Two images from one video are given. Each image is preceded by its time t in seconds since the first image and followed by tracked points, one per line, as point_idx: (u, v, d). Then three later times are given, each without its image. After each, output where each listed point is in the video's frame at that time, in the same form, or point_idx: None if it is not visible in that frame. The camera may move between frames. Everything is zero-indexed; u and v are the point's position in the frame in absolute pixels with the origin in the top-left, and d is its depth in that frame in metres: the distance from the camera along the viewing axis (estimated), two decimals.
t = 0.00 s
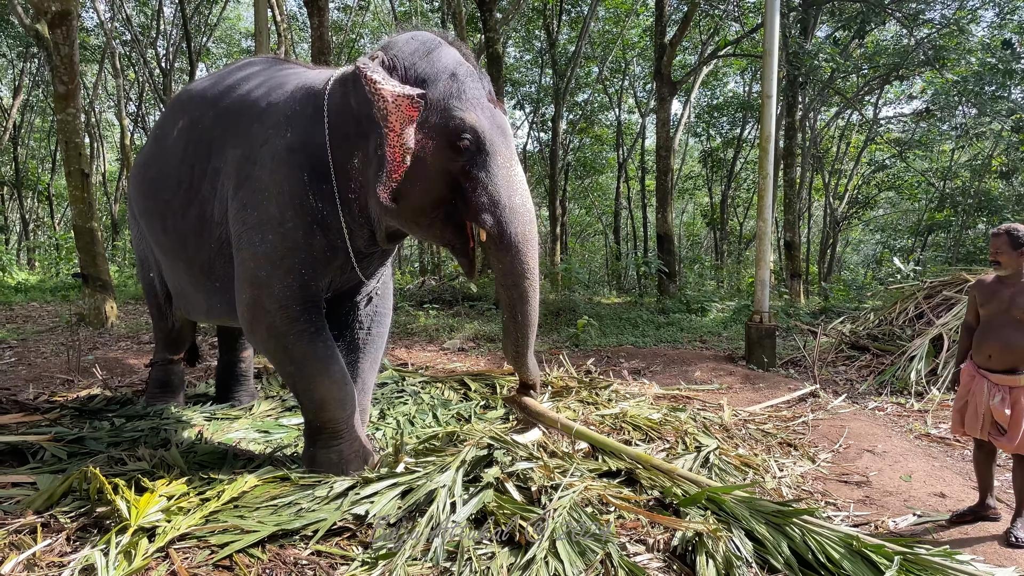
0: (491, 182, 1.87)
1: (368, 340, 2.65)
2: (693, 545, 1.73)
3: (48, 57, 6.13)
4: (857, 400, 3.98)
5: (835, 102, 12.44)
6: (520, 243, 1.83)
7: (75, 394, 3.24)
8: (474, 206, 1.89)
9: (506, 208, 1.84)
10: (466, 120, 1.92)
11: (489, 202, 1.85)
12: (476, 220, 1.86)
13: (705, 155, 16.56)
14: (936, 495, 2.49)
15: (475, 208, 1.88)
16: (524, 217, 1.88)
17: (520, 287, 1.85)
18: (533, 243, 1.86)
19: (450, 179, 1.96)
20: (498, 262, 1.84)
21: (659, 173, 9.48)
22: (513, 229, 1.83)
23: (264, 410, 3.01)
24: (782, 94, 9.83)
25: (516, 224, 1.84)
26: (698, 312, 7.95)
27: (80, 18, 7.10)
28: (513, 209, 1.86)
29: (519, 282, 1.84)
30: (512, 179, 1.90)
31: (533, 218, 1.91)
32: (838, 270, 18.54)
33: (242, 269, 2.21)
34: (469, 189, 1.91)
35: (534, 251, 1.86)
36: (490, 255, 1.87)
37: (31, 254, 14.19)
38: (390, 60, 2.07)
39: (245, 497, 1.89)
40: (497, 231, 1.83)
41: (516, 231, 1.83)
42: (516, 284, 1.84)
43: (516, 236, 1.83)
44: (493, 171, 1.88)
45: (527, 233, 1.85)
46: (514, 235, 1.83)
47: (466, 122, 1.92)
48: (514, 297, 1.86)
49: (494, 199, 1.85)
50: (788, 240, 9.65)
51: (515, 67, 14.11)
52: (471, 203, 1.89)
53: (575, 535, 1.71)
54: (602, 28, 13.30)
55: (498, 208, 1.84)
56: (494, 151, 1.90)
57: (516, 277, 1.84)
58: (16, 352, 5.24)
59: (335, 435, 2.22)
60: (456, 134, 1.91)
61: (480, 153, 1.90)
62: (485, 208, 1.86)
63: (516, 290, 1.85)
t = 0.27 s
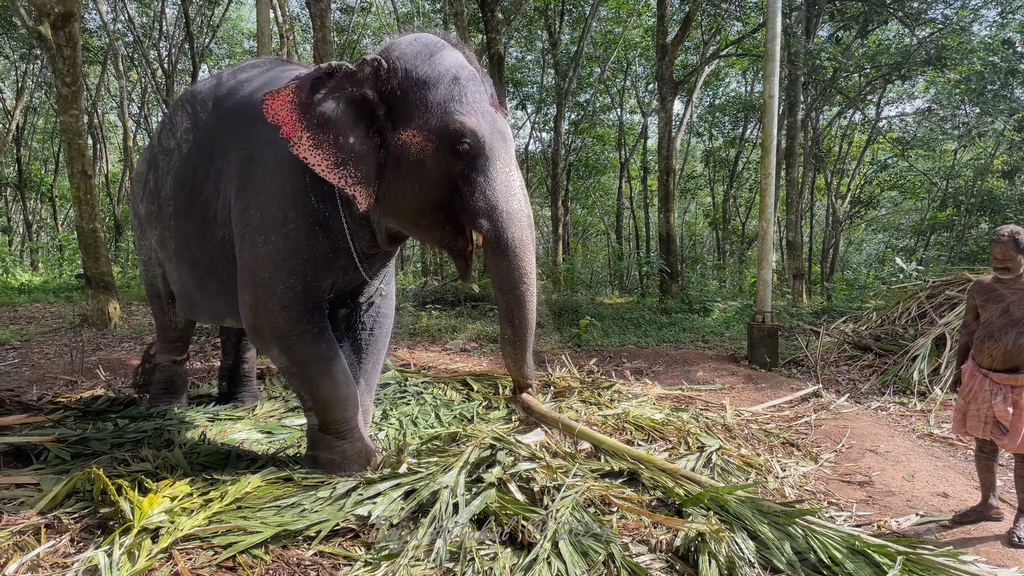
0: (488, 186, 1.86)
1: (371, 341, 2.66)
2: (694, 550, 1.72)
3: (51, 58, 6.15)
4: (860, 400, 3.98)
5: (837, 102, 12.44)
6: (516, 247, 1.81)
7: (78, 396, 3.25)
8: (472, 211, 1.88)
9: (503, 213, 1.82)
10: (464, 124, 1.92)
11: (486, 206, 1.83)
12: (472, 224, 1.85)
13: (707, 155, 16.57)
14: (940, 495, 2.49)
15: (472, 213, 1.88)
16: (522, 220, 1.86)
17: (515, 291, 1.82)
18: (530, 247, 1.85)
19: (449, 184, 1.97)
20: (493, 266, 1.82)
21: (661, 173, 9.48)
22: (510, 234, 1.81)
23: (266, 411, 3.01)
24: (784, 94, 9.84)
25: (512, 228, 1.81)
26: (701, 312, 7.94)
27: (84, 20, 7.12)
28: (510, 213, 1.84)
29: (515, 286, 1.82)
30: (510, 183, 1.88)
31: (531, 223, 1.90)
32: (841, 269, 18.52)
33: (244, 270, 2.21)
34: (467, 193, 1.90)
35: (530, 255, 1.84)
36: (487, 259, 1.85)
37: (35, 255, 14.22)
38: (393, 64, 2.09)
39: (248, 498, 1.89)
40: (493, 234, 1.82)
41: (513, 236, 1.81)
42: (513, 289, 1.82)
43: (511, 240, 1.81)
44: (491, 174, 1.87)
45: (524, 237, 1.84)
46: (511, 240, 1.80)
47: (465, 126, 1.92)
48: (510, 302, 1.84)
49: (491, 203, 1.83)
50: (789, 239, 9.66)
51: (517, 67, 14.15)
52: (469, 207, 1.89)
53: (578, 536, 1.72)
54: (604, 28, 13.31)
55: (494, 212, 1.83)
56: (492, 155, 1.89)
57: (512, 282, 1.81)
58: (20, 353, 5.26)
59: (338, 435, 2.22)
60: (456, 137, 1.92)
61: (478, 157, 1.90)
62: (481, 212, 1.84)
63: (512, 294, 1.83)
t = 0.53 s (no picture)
0: (477, 192, 1.94)
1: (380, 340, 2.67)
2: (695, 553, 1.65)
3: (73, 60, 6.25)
4: (877, 407, 3.94)
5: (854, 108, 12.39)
6: (505, 253, 1.95)
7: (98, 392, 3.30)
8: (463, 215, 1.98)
9: (492, 218, 1.93)
10: (452, 129, 1.94)
11: (477, 212, 1.93)
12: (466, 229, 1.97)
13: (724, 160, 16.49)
14: (958, 505, 2.42)
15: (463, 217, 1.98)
16: (511, 227, 1.97)
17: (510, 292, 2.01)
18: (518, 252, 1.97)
19: (441, 187, 2.03)
20: (487, 269, 1.99)
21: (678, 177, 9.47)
22: (500, 241, 1.95)
23: (279, 410, 3.04)
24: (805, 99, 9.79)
25: (503, 235, 1.95)
26: (716, 318, 7.90)
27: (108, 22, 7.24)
28: (498, 219, 1.93)
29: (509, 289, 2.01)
30: (501, 189, 1.95)
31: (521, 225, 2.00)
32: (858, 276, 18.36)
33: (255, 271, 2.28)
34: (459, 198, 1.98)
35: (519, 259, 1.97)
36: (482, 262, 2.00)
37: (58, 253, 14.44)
38: (388, 64, 2.11)
39: (255, 498, 1.89)
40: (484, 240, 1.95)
41: (503, 243, 1.94)
42: (506, 290, 2.01)
43: (500, 246, 1.94)
44: (478, 181, 1.93)
45: (512, 242, 1.96)
46: (501, 246, 1.95)
47: (452, 131, 1.94)
48: (507, 301, 2.03)
49: (480, 208, 1.92)
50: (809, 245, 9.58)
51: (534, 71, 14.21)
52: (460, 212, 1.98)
53: (580, 537, 1.72)
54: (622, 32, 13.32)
55: (483, 219, 1.93)
56: (479, 161, 1.93)
57: (506, 284, 2.00)
58: (39, 350, 5.34)
59: (343, 435, 2.21)
60: (446, 142, 1.95)
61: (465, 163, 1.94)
62: (473, 218, 1.94)
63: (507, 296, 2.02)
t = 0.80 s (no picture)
0: (469, 190, 1.74)
1: (388, 342, 2.66)
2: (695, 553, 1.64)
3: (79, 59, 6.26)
4: (880, 408, 3.93)
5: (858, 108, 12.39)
6: (501, 253, 1.66)
7: (101, 391, 3.30)
8: (456, 215, 1.78)
9: (487, 218, 1.70)
10: (444, 126, 1.80)
11: (468, 212, 1.73)
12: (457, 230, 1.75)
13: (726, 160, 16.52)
14: (960, 505, 2.41)
15: (455, 217, 1.78)
16: (508, 225, 1.71)
17: (504, 299, 1.64)
18: (516, 253, 1.68)
19: (434, 187, 1.87)
20: (479, 276, 1.70)
21: (682, 178, 9.48)
22: (493, 243, 1.67)
23: (282, 410, 3.04)
24: (806, 100, 9.83)
25: (497, 236, 1.68)
26: (719, 318, 7.90)
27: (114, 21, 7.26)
28: (492, 218, 1.70)
29: (503, 295, 1.64)
30: (497, 187, 1.74)
31: (520, 229, 1.74)
32: (861, 277, 18.32)
33: (262, 271, 2.28)
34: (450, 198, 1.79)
35: (517, 261, 1.67)
36: (474, 265, 1.74)
37: (60, 252, 14.44)
38: (384, 63, 2.04)
39: (263, 496, 1.90)
40: (476, 240, 1.71)
41: (497, 244, 1.67)
42: (499, 297, 1.65)
43: (493, 244, 1.66)
44: (472, 179, 1.74)
45: (509, 241, 1.68)
46: (494, 249, 1.67)
47: (445, 128, 1.80)
48: (499, 314, 1.67)
49: (472, 207, 1.72)
50: (811, 245, 9.60)
51: (536, 71, 14.26)
52: (451, 212, 1.79)
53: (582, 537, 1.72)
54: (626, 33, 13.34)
55: (475, 217, 1.71)
56: (473, 159, 1.75)
57: (498, 290, 1.65)
58: (43, 349, 5.35)
59: (345, 435, 2.22)
60: (436, 140, 1.81)
61: (458, 160, 1.78)
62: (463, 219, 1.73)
63: (502, 304, 1.65)
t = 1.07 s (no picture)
0: (468, 187, 1.74)
1: (389, 342, 2.66)
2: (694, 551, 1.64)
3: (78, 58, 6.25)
4: (880, 408, 3.93)
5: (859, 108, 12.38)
6: (500, 251, 1.66)
7: (100, 391, 3.30)
8: (454, 212, 1.78)
9: (486, 215, 1.70)
10: (442, 124, 1.80)
11: (467, 209, 1.72)
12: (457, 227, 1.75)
13: (726, 160, 16.52)
14: (959, 505, 2.41)
15: (454, 214, 1.78)
16: (507, 222, 1.70)
17: (502, 298, 1.65)
18: (514, 250, 1.67)
19: (432, 186, 1.87)
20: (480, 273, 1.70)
21: (682, 178, 9.48)
22: (492, 240, 1.67)
23: (282, 409, 3.05)
24: (806, 100, 9.83)
25: (497, 233, 1.68)
26: (719, 318, 7.90)
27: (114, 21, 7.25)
28: (491, 213, 1.70)
29: (502, 293, 1.65)
30: (496, 184, 1.73)
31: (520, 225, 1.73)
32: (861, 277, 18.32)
33: (262, 271, 2.28)
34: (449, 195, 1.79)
35: (516, 258, 1.67)
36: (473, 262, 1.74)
37: (60, 251, 14.43)
38: (383, 63, 2.05)
39: (262, 497, 1.89)
40: (475, 236, 1.71)
41: (497, 240, 1.67)
42: (497, 295, 1.66)
43: (491, 241, 1.67)
44: (470, 176, 1.74)
45: (507, 237, 1.67)
46: (494, 245, 1.67)
47: (442, 125, 1.80)
48: (500, 312, 1.66)
49: (472, 204, 1.72)
50: (811, 245, 9.59)
51: (536, 71, 14.26)
52: (450, 210, 1.78)
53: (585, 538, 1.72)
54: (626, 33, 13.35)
55: (474, 214, 1.71)
56: (471, 155, 1.75)
57: (498, 287, 1.65)
58: (43, 349, 5.35)
59: (344, 434, 2.21)
60: (435, 137, 1.81)
61: (456, 157, 1.78)
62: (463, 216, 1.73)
63: (500, 303, 1.66)
